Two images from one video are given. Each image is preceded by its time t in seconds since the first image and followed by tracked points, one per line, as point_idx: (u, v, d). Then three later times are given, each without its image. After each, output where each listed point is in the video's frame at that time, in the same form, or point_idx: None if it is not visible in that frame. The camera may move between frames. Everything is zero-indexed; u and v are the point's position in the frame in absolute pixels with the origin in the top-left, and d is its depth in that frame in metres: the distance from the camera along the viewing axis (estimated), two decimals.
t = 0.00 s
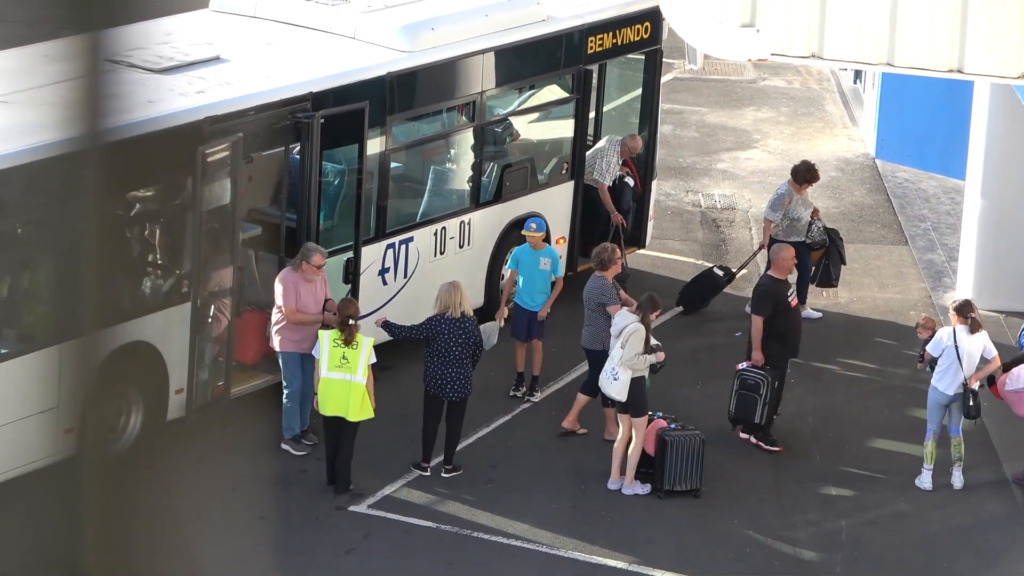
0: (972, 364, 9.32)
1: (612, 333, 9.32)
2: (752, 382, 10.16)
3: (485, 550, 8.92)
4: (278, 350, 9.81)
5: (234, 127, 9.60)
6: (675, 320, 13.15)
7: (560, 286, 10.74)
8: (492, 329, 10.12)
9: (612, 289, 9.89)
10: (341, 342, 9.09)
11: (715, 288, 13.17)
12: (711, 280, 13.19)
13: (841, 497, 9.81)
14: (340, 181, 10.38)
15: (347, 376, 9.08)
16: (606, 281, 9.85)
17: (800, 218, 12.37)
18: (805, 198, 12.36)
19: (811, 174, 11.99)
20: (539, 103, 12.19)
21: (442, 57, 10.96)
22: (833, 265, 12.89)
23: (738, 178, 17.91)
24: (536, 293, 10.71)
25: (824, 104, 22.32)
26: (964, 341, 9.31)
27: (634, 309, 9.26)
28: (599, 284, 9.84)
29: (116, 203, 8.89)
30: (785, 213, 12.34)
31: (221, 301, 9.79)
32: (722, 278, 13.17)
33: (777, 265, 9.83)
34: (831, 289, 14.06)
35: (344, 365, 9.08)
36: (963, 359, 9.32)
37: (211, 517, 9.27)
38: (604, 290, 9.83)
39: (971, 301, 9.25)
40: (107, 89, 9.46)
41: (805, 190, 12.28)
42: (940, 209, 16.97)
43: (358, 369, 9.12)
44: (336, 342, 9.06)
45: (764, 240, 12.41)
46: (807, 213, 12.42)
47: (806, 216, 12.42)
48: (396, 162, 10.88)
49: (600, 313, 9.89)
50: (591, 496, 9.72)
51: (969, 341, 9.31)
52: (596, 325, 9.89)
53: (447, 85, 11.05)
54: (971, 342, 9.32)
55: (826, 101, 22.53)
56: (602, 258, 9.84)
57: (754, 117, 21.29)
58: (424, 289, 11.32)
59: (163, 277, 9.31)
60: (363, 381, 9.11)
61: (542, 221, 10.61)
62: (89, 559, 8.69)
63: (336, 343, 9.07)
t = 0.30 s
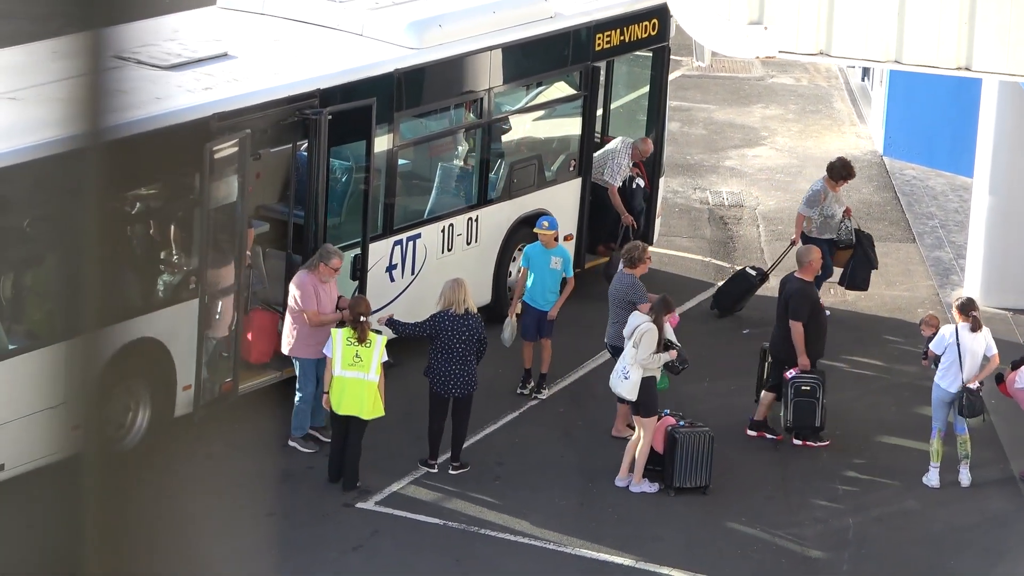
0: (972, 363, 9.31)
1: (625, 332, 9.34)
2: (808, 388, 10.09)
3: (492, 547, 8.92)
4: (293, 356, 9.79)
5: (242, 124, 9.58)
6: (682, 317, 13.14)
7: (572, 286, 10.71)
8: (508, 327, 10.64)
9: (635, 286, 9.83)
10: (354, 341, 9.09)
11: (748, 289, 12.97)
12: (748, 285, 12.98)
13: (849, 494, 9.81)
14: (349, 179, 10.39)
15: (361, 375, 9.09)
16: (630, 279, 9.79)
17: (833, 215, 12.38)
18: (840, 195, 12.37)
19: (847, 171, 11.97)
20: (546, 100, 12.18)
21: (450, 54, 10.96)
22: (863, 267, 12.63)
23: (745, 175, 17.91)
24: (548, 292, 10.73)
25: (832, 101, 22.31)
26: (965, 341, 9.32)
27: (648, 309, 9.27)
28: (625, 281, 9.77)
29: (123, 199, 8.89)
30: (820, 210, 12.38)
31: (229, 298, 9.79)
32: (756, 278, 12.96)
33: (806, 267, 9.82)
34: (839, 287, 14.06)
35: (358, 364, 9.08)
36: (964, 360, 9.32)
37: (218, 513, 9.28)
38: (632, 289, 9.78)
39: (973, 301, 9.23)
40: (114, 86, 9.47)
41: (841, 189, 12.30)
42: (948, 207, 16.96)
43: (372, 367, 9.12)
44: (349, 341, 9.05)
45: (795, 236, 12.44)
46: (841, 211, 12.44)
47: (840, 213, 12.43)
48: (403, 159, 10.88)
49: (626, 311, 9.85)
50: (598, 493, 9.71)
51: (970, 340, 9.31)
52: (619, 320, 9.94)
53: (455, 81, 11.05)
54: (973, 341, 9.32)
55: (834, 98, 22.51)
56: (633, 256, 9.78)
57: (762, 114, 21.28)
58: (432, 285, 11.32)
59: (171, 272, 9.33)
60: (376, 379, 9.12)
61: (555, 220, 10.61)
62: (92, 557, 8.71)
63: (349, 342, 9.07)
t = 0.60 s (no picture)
0: (972, 359, 9.32)
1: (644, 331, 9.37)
2: (858, 386, 9.98)
3: (501, 544, 8.91)
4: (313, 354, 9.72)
5: (250, 121, 9.57)
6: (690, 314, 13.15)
7: (580, 284, 10.75)
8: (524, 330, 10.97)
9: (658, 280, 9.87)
10: (362, 337, 9.08)
11: (790, 293, 12.70)
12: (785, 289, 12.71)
13: (857, 491, 9.81)
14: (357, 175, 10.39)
15: (367, 372, 9.09)
16: (654, 274, 9.84)
17: (868, 217, 12.30)
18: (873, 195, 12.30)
19: (879, 172, 11.88)
20: (554, 97, 12.17)
21: (458, 51, 10.98)
22: (896, 266, 12.75)
23: (754, 172, 17.92)
24: (557, 291, 10.71)
25: (841, 98, 22.31)
26: (966, 337, 9.32)
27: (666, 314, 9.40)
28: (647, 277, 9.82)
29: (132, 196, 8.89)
30: (855, 212, 12.29)
31: (238, 293, 9.78)
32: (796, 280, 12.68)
33: (843, 265, 9.80)
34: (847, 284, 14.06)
35: (365, 361, 9.09)
36: (965, 356, 9.33)
37: (226, 509, 9.28)
38: (654, 283, 9.82)
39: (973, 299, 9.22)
40: (122, 83, 9.47)
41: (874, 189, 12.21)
42: (956, 204, 16.96)
43: (379, 364, 9.13)
44: (356, 337, 9.05)
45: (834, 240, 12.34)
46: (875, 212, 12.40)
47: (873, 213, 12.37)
48: (412, 156, 10.88)
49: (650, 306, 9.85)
50: (607, 490, 9.71)
51: (971, 337, 9.31)
52: (643, 317, 9.92)
53: (464, 78, 11.06)
54: (974, 338, 9.32)
55: (842, 95, 22.51)
56: (659, 252, 9.80)
57: (770, 111, 21.29)
58: (440, 282, 11.32)
59: (179, 268, 9.33)
60: (383, 376, 9.12)
61: (564, 218, 10.62)
62: (101, 553, 8.72)
63: (357, 337, 9.07)
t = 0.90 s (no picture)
0: (974, 357, 9.32)
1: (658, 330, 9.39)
2: (896, 377, 10.06)
3: (509, 540, 8.91)
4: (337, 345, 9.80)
5: (259, 116, 9.56)
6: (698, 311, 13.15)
7: (583, 283, 10.60)
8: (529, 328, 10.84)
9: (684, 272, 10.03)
10: (367, 332, 9.08)
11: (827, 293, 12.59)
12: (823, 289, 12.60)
13: (865, 488, 9.80)
14: (366, 171, 10.40)
15: (373, 367, 9.09)
16: (681, 266, 10.00)
17: (903, 213, 12.31)
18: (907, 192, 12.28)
19: (915, 171, 11.88)
20: (564, 92, 12.19)
21: (467, 47, 10.97)
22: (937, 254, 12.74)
23: (763, 169, 17.91)
24: (561, 290, 10.68)
25: (850, 94, 22.29)
26: (968, 335, 9.32)
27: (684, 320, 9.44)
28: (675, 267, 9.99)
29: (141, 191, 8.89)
30: (892, 209, 12.28)
31: (246, 289, 9.78)
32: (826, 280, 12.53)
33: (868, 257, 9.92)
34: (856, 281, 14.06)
35: (370, 356, 9.08)
36: (968, 354, 9.33)
37: (233, 505, 9.27)
38: (680, 274, 9.99)
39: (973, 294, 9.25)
40: (130, 79, 9.47)
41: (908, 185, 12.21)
42: (965, 201, 16.94)
43: (385, 360, 9.11)
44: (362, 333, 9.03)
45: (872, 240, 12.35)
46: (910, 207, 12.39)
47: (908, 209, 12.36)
48: (421, 152, 10.88)
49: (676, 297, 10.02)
50: (615, 486, 9.71)
51: (972, 334, 9.31)
52: (666, 308, 10.08)
53: (473, 74, 11.07)
54: (974, 335, 9.32)
55: (851, 91, 22.50)
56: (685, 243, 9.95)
57: (780, 107, 21.28)
58: (448, 278, 11.34)
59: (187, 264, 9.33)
60: (389, 372, 9.11)
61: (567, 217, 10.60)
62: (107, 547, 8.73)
63: (362, 333, 9.07)
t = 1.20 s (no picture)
0: (979, 351, 9.31)
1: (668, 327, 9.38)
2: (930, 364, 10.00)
3: (518, 535, 8.90)
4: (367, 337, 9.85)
5: (268, 112, 9.55)
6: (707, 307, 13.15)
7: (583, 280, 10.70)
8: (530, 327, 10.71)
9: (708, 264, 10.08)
10: (371, 328, 9.06)
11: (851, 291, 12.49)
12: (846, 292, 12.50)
13: (874, 483, 9.80)
14: (375, 168, 10.42)
15: (378, 362, 9.10)
16: (704, 257, 10.07)
17: (940, 214, 12.36)
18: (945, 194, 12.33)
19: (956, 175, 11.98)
20: (573, 88, 12.20)
21: (475, 43, 10.97)
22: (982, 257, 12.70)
23: (771, 164, 17.92)
24: (563, 288, 10.71)
25: (859, 90, 22.30)
26: (972, 329, 9.32)
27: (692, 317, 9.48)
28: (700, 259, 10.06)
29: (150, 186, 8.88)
30: (929, 211, 12.35)
31: (255, 284, 9.77)
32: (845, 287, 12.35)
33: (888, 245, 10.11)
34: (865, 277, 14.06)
35: (375, 352, 9.09)
36: (974, 349, 9.33)
37: (243, 500, 9.27)
38: (705, 267, 10.04)
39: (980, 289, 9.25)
40: (139, 74, 9.47)
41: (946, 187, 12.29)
42: (973, 197, 16.94)
43: (390, 355, 9.13)
44: (366, 329, 9.02)
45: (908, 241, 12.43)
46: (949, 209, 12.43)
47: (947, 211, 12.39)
48: (429, 147, 10.89)
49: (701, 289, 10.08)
50: (624, 482, 9.71)
51: (975, 329, 9.31)
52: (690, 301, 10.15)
53: (482, 70, 11.07)
54: (977, 329, 9.31)
55: (860, 87, 22.50)
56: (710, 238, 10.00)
57: (788, 103, 21.29)
58: (457, 273, 11.36)
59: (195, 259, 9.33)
60: (394, 366, 9.13)
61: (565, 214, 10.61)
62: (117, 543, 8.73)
63: (366, 329, 9.05)
